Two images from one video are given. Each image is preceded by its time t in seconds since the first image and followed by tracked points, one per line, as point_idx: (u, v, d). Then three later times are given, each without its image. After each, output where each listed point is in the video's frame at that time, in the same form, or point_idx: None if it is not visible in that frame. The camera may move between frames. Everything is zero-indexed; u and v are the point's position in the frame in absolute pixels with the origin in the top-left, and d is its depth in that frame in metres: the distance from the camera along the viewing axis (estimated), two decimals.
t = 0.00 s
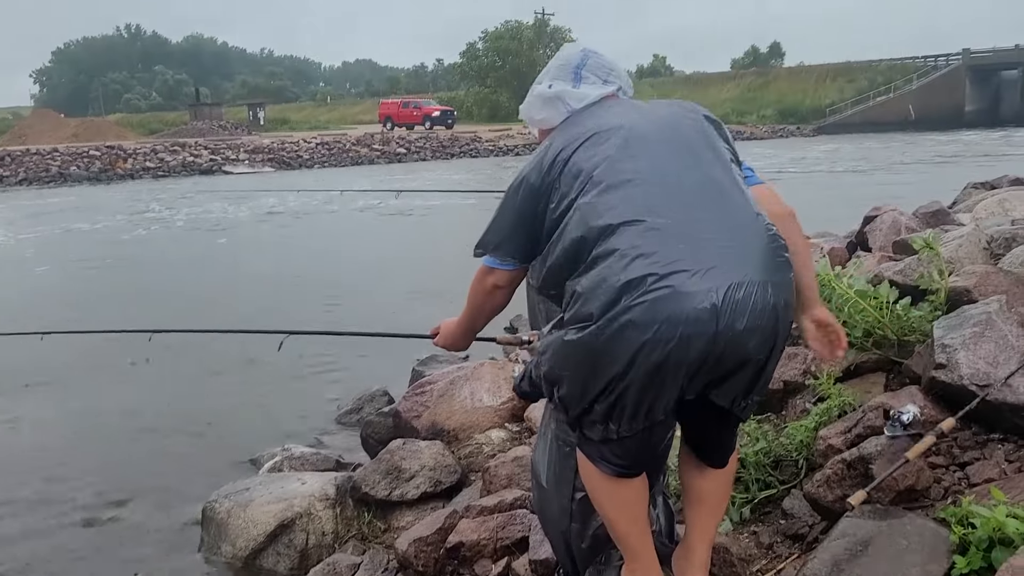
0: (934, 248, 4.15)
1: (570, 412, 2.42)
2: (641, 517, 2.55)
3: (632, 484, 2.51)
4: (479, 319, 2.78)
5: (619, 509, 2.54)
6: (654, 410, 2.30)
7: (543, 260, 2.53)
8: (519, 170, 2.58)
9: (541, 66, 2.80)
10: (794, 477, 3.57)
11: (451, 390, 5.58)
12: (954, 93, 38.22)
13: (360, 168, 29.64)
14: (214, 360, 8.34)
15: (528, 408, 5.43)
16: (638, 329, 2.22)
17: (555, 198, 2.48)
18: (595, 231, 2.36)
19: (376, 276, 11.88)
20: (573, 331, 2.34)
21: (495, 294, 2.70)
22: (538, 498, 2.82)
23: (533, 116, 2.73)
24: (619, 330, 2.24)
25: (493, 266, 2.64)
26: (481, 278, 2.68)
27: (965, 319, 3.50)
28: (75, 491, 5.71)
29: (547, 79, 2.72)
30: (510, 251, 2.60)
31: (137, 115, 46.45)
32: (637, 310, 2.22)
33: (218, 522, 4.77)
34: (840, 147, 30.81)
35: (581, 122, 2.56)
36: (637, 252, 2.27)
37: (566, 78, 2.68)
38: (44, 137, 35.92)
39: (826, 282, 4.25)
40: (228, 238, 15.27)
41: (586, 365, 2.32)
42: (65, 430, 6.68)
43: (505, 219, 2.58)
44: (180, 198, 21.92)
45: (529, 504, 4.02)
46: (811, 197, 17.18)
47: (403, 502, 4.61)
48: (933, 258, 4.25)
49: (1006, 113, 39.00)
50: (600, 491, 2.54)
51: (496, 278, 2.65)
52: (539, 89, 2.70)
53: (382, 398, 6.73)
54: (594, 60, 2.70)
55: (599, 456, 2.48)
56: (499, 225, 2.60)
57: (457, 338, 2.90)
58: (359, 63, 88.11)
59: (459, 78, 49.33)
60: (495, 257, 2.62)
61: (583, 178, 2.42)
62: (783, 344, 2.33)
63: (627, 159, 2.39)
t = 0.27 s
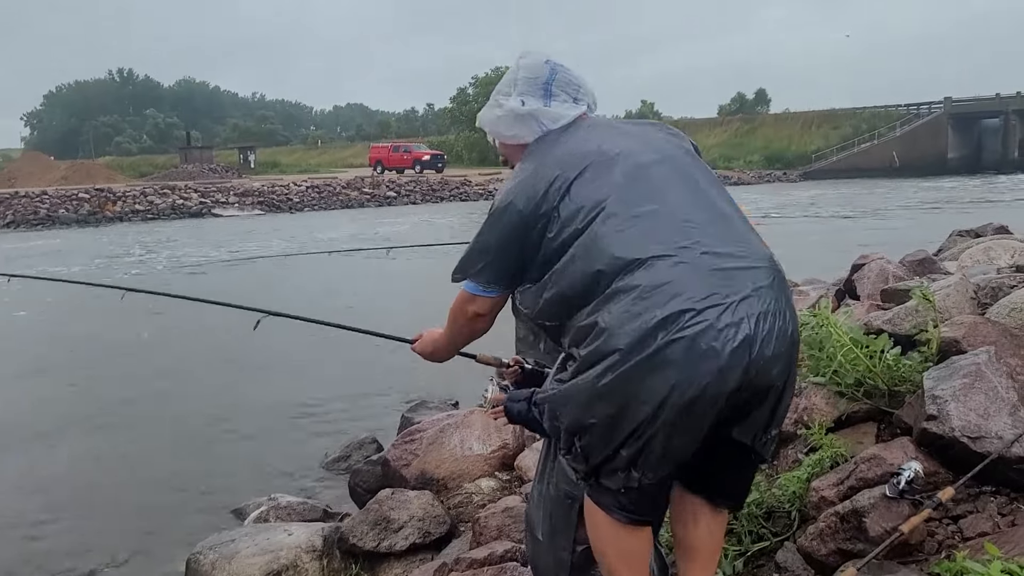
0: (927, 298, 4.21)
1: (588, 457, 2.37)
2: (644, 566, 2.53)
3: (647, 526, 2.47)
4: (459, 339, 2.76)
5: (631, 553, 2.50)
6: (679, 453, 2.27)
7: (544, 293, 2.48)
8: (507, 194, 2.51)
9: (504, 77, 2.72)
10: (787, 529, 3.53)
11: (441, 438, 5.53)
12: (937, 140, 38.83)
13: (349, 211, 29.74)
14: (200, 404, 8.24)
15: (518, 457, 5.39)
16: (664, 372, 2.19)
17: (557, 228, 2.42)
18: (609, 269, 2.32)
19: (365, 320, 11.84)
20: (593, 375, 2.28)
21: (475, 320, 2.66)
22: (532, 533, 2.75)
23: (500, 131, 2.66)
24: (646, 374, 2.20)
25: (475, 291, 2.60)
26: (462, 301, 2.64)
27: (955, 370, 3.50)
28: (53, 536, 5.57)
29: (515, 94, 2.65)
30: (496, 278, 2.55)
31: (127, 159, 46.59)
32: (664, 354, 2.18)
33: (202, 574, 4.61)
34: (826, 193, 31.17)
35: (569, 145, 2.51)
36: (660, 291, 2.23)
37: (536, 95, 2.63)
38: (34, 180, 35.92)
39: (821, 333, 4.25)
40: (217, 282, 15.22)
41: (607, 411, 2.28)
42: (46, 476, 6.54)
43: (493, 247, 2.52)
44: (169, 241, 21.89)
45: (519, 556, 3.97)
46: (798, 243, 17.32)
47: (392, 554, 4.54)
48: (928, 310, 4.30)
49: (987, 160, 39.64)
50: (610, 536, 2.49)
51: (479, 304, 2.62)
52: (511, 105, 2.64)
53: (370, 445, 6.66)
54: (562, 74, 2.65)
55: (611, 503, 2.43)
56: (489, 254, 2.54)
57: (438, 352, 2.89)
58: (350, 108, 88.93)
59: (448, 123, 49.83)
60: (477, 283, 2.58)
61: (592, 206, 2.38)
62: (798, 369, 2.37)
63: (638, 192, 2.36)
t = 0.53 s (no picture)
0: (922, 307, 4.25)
1: (612, 467, 2.35)
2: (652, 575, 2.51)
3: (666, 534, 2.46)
4: (445, 329, 2.75)
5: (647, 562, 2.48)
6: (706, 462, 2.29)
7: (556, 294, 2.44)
8: (515, 189, 2.45)
9: (501, 63, 2.63)
10: (786, 537, 3.54)
11: (439, 445, 5.52)
12: (931, 147, 38.94)
13: (345, 217, 29.71)
14: (196, 409, 8.21)
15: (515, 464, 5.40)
16: (697, 378, 2.21)
17: (573, 229, 2.39)
18: (635, 272, 2.31)
19: (362, 326, 11.84)
20: (623, 383, 2.27)
21: (467, 316, 2.65)
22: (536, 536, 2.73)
23: (502, 122, 2.61)
24: (680, 384, 2.22)
25: (470, 285, 2.57)
26: (454, 296, 2.62)
27: (953, 378, 3.52)
28: (50, 544, 5.54)
29: (517, 83, 2.59)
30: (498, 274, 2.52)
31: (122, 163, 46.51)
32: (700, 363, 2.21)
33: None
34: (820, 198, 31.25)
35: (577, 141, 2.48)
36: (694, 299, 2.24)
37: (539, 86, 2.58)
38: (28, 185, 35.82)
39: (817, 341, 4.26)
40: (212, 287, 15.19)
41: (636, 421, 2.28)
42: (43, 483, 6.51)
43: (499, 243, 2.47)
44: (164, 246, 21.84)
45: (517, 564, 3.97)
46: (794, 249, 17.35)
47: (389, 561, 4.54)
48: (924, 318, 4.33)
49: (981, 167, 39.75)
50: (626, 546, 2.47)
51: (475, 299, 2.59)
52: (513, 96, 2.57)
53: (367, 451, 6.65)
54: (563, 65, 2.62)
55: (630, 514, 2.41)
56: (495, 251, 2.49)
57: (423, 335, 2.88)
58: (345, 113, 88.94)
59: (443, 128, 49.84)
60: (476, 278, 2.54)
61: (614, 207, 2.36)
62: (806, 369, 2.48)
63: (661, 196, 2.36)
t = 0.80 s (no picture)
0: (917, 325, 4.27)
1: (641, 479, 2.35)
2: None
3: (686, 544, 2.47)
4: (444, 332, 2.68)
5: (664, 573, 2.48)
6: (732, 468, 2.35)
7: (579, 303, 2.40)
8: (538, 195, 2.39)
9: (508, 70, 2.56)
10: (785, 555, 3.54)
11: (437, 462, 5.50)
12: (927, 165, 39.14)
13: (343, 234, 29.75)
14: (195, 427, 8.19)
15: (514, 482, 5.39)
16: (724, 385, 2.29)
17: (600, 237, 2.37)
18: (663, 280, 2.33)
19: (360, 344, 11.84)
20: (657, 393, 2.29)
21: (472, 323, 2.58)
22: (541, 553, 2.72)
23: (515, 132, 2.55)
24: (712, 390, 2.29)
25: (483, 291, 2.50)
26: (464, 300, 2.55)
27: (952, 395, 3.52)
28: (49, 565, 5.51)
29: (528, 91, 2.53)
30: (513, 281, 2.46)
31: (121, 182, 46.60)
32: (731, 370, 2.29)
33: None
34: (818, 216, 31.35)
35: (595, 148, 2.46)
36: (725, 308, 2.31)
37: (550, 95, 2.54)
38: (27, 203, 35.89)
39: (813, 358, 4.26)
40: (210, 304, 15.19)
41: (668, 431, 2.31)
42: (41, 502, 6.48)
43: (517, 249, 2.42)
44: (163, 264, 21.86)
45: None
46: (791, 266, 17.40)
47: None
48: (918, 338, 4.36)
49: (977, 185, 39.92)
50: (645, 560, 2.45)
51: (486, 305, 2.52)
52: (529, 104, 2.51)
53: (366, 470, 6.63)
54: (570, 73, 2.59)
55: (654, 527, 2.40)
56: (512, 258, 2.43)
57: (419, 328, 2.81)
58: (344, 131, 89.28)
59: (442, 146, 50.02)
60: (491, 285, 2.48)
61: (641, 215, 2.36)
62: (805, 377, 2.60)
63: (687, 205, 2.40)
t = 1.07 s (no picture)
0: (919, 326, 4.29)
1: (672, 477, 2.30)
2: None
3: (711, 544, 2.43)
4: (460, 323, 2.60)
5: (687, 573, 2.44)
6: (760, 466, 2.34)
7: (607, 293, 2.35)
8: (569, 183, 2.35)
9: (530, 61, 2.52)
10: (787, 554, 3.56)
11: (440, 463, 5.52)
12: (928, 166, 39.15)
13: (344, 236, 29.79)
14: (198, 429, 8.20)
15: (516, 482, 5.42)
16: (756, 380, 2.28)
17: (631, 228, 2.34)
18: (693, 275, 2.32)
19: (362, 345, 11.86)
20: (690, 388, 2.26)
21: (493, 314, 2.50)
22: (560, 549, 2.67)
23: (545, 120, 2.50)
24: (744, 384, 2.27)
25: (508, 280, 2.43)
26: (486, 290, 2.47)
27: (953, 396, 3.54)
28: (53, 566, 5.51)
29: (554, 81, 2.50)
30: (539, 270, 2.40)
31: (122, 183, 46.66)
32: (762, 365, 2.29)
33: None
34: (819, 216, 31.36)
35: (620, 141, 2.44)
36: (757, 302, 2.31)
37: (575, 85, 2.52)
38: (29, 205, 35.94)
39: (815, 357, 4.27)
40: (212, 306, 15.22)
41: (700, 426, 2.28)
42: (45, 503, 6.50)
43: (545, 237, 2.36)
44: (164, 265, 21.90)
45: None
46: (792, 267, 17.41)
47: None
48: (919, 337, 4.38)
49: (979, 185, 39.92)
50: (671, 560, 2.41)
51: (509, 295, 2.45)
52: (556, 93, 2.48)
53: (368, 470, 6.66)
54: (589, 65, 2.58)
55: (683, 526, 2.36)
56: (538, 247, 2.37)
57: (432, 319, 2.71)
58: (345, 132, 89.37)
59: (442, 147, 50.07)
60: (516, 272, 2.41)
61: (669, 208, 2.35)
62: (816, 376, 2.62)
63: (715, 198, 2.40)
